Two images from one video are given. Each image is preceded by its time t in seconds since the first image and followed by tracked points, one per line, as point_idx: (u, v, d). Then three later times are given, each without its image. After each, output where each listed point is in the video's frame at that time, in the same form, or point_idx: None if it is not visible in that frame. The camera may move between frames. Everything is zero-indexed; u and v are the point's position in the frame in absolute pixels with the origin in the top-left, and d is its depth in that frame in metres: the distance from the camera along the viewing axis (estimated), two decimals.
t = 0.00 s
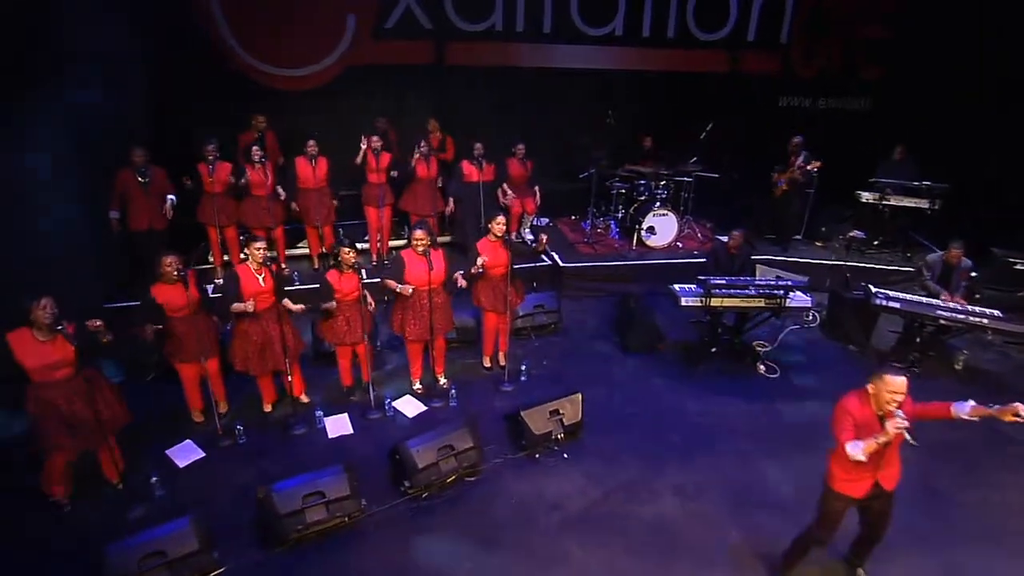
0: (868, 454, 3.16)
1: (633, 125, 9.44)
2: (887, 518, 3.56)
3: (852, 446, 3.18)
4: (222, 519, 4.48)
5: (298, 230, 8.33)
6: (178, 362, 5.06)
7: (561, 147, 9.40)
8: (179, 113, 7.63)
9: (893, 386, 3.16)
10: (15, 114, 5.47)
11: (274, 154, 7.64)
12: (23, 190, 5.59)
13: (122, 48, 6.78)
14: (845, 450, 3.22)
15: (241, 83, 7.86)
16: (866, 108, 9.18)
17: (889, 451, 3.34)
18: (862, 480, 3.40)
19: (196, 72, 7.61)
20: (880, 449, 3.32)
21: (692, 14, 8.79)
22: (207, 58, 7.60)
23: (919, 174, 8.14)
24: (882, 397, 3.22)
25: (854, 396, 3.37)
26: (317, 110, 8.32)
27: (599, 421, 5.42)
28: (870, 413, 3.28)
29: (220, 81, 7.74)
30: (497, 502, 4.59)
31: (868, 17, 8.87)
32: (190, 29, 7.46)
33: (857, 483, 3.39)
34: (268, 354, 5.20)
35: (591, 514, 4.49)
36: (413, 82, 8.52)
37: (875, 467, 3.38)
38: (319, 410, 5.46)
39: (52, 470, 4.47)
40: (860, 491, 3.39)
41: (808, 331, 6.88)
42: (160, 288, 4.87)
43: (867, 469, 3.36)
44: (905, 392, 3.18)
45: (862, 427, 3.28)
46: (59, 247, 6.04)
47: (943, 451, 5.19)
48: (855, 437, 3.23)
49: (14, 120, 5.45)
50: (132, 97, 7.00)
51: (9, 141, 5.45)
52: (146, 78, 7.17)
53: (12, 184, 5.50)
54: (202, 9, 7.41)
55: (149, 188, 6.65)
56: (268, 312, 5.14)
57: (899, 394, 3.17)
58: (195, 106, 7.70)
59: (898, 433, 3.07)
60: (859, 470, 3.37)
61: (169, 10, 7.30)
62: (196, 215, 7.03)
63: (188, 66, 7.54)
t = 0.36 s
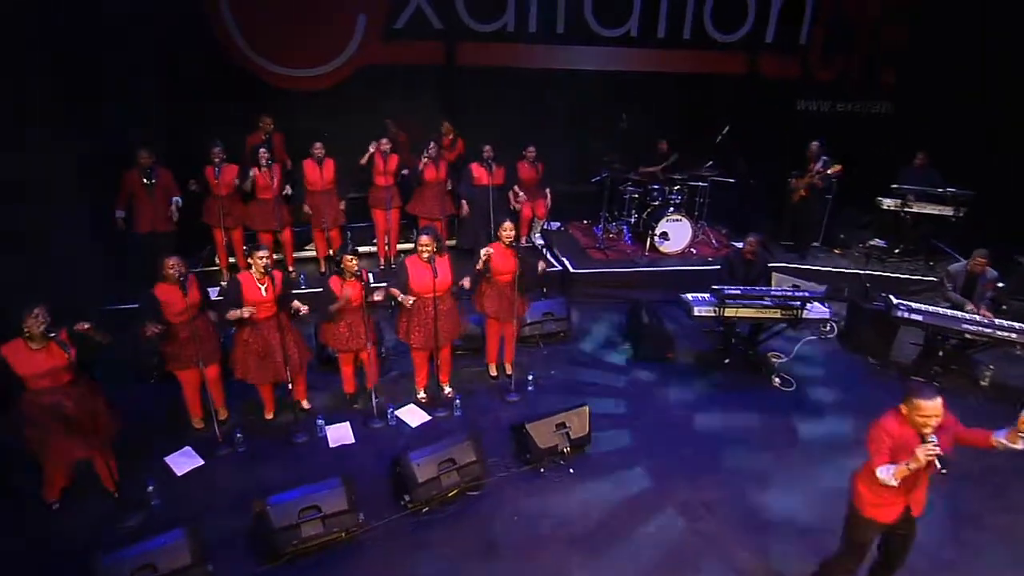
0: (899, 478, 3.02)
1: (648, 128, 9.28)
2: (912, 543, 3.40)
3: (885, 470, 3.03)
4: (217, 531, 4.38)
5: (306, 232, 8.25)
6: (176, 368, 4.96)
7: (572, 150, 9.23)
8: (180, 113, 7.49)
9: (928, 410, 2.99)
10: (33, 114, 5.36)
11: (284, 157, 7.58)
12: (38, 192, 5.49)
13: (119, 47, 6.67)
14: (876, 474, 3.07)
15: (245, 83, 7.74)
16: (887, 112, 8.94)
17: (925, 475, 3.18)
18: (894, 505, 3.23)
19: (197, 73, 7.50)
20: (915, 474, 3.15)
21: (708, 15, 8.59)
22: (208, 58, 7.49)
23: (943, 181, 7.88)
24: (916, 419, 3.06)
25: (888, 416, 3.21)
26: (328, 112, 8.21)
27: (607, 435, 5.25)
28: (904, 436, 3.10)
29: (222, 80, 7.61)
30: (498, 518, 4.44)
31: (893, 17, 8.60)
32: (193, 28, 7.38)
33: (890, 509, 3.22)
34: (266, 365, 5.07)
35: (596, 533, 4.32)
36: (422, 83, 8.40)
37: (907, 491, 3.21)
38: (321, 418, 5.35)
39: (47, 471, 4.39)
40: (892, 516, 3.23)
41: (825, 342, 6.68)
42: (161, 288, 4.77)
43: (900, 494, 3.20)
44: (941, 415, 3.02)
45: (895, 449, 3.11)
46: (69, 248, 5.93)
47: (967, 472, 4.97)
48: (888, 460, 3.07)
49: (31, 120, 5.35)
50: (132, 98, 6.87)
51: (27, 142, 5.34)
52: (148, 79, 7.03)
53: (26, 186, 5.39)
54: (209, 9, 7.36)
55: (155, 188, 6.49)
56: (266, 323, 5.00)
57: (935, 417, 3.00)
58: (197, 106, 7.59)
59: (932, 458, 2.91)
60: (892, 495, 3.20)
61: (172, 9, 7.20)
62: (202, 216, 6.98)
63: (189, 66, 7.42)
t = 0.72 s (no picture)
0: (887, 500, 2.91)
1: (662, 132, 9.08)
2: None
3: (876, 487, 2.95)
4: (212, 545, 4.27)
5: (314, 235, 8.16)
6: (176, 377, 4.85)
7: (584, 153, 9.06)
8: (180, 114, 7.37)
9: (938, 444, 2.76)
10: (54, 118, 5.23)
11: (296, 158, 7.50)
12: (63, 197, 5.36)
13: (119, 48, 6.43)
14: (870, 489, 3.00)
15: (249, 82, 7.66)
16: (910, 116, 8.72)
17: (939, 522, 2.95)
18: (896, 536, 3.07)
19: (197, 73, 7.41)
20: (922, 514, 2.96)
21: (727, 17, 8.32)
22: (208, 58, 7.41)
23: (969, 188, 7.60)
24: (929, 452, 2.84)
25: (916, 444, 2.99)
26: (338, 116, 8.15)
27: (615, 450, 5.08)
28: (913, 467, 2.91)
29: (223, 79, 7.54)
30: (500, 536, 4.29)
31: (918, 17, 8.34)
32: (194, 27, 7.30)
33: (891, 539, 3.06)
34: (267, 371, 4.97)
35: (602, 554, 4.15)
36: (430, 85, 8.28)
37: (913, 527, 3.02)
38: (322, 428, 5.23)
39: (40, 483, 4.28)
40: (889, 548, 3.08)
41: (843, 354, 6.46)
42: (163, 294, 4.66)
43: (904, 525, 3.02)
44: (958, 457, 2.74)
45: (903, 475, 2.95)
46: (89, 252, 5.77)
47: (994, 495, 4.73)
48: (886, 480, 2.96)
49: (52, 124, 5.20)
50: (132, 99, 6.65)
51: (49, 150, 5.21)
52: (148, 79, 6.83)
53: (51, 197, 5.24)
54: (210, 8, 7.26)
55: (161, 191, 6.42)
56: (269, 329, 4.89)
57: (946, 456, 2.75)
58: (198, 106, 7.51)
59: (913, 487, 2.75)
60: (894, 524, 3.04)
61: (172, 9, 7.11)
62: (208, 221, 6.91)
63: (189, 66, 7.34)
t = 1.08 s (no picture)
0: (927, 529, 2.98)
1: (678, 138, 8.89)
2: None
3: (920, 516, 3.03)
4: (207, 560, 4.15)
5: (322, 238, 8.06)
6: (177, 383, 4.79)
7: (596, 156, 8.87)
8: (180, 114, 7.32)
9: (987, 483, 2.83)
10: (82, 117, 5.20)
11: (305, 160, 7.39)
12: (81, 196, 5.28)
13: (119, 48, 6.31)
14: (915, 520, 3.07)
15: (252, 83, 7.59)
16: (934, 122, 8.49)
17: (991, 568, 2.89)
18: None
19: (197, 73, 7.34)
20: (969, 552, 2.93)
21: (745, 17, 8.09)
22: (209, 58, 7.33)
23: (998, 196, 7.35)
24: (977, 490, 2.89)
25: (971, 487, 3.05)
26: (345, 117, 8.05)
27: (624, 466, 4.90)
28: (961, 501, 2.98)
29: (224, 79, 7.46)
30: (502, 556, 4.13)
31: (941, 18, 8.12)
32: (193, 26, 7.22)
33: None
34: (269, 378, 4.85)
35: None
36: (440, 87, 8.16)
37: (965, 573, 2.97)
38: (324, 439, 5.12)
39: (31, 495, 4.19)
40: None
41: (864, 368, 6.23)
42: (162, 302, 4.58)
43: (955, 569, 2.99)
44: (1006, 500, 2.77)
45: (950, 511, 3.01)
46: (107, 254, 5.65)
47: None
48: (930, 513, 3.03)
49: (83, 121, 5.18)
50: (132, 99, 6.59)
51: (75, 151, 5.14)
52: (148, 79, 6.77)
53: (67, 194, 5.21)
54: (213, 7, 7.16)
55: (169, 196, 6.31)
56: (270, 335, 4.77)
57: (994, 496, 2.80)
58: (198, 106, 7.44)
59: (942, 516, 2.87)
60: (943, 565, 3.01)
61: (172, 9, 7.02)
62: (212, 224, 6.83)
63: (188, 66, 7.27)
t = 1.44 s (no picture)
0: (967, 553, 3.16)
1: (695, 143, 8.67)
2: None
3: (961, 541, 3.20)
4: None
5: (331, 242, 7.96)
6: (178, 394, 4.70)
7: (609, 161, 8.69)
8: (180, 114, 7.02)
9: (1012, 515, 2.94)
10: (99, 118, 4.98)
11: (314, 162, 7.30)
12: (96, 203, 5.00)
13: (119, 48, 6.15)
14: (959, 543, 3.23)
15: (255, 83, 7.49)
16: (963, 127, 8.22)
17: None
18: None
19: (197, 73, 7.13)
20: None
21: (766, 19, 7.77)
22: (209, 57, 7.17)
23: None
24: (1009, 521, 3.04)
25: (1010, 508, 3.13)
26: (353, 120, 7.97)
27: (633, 485, 4.72)
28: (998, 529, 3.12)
29: (224, 79, 7.30)
30: None
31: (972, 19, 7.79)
32: (193, 26, 7.03)
33: None
34: (270, 393, 4.72)
35: None
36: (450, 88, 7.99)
37: None
38: (325, 450, 5.01)
39: (28, 506, 4.11)
40: None
41: (887, 385, 5.99)
42: (158, 311, 4.49)
43: None
44: None
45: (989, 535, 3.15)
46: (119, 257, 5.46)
47: None
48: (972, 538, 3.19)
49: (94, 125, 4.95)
50: (132, 99, 6.40)
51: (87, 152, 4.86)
52: (149, 80, 6.55)
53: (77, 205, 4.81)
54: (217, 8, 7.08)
55: (175, 198, 6.24)
56: (269, 347, 4.64)
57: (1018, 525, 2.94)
58: (198, 106, 7.20)
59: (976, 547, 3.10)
60: None
61: (172, 8, 6.80)
62: (219, 226, 6.74)
63: (187, 66, 7.05)
